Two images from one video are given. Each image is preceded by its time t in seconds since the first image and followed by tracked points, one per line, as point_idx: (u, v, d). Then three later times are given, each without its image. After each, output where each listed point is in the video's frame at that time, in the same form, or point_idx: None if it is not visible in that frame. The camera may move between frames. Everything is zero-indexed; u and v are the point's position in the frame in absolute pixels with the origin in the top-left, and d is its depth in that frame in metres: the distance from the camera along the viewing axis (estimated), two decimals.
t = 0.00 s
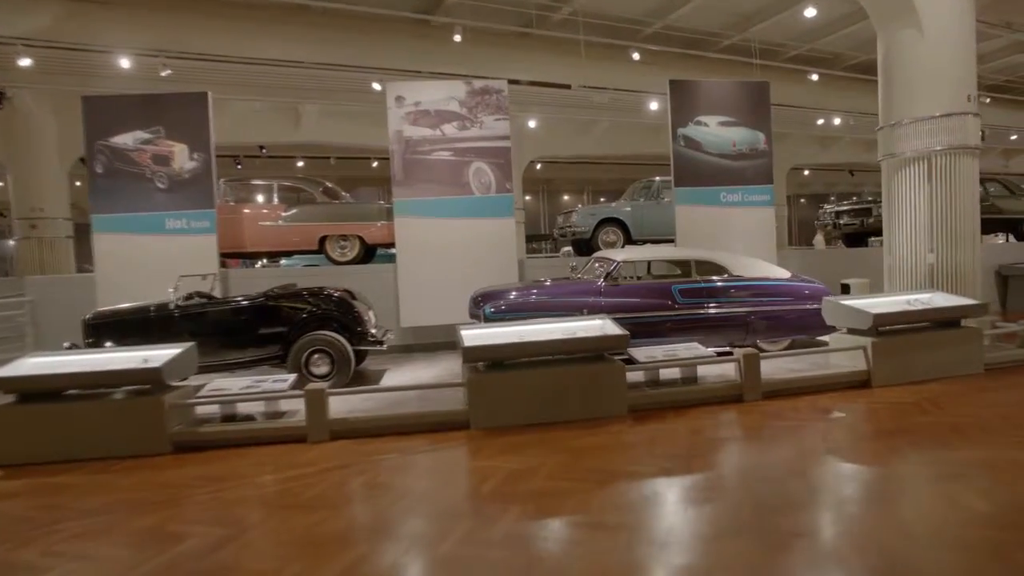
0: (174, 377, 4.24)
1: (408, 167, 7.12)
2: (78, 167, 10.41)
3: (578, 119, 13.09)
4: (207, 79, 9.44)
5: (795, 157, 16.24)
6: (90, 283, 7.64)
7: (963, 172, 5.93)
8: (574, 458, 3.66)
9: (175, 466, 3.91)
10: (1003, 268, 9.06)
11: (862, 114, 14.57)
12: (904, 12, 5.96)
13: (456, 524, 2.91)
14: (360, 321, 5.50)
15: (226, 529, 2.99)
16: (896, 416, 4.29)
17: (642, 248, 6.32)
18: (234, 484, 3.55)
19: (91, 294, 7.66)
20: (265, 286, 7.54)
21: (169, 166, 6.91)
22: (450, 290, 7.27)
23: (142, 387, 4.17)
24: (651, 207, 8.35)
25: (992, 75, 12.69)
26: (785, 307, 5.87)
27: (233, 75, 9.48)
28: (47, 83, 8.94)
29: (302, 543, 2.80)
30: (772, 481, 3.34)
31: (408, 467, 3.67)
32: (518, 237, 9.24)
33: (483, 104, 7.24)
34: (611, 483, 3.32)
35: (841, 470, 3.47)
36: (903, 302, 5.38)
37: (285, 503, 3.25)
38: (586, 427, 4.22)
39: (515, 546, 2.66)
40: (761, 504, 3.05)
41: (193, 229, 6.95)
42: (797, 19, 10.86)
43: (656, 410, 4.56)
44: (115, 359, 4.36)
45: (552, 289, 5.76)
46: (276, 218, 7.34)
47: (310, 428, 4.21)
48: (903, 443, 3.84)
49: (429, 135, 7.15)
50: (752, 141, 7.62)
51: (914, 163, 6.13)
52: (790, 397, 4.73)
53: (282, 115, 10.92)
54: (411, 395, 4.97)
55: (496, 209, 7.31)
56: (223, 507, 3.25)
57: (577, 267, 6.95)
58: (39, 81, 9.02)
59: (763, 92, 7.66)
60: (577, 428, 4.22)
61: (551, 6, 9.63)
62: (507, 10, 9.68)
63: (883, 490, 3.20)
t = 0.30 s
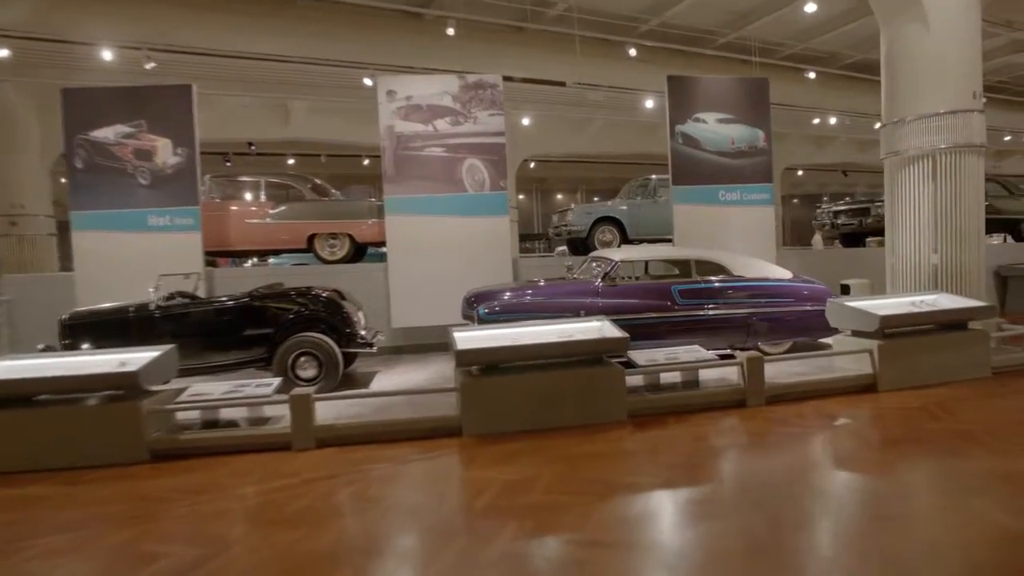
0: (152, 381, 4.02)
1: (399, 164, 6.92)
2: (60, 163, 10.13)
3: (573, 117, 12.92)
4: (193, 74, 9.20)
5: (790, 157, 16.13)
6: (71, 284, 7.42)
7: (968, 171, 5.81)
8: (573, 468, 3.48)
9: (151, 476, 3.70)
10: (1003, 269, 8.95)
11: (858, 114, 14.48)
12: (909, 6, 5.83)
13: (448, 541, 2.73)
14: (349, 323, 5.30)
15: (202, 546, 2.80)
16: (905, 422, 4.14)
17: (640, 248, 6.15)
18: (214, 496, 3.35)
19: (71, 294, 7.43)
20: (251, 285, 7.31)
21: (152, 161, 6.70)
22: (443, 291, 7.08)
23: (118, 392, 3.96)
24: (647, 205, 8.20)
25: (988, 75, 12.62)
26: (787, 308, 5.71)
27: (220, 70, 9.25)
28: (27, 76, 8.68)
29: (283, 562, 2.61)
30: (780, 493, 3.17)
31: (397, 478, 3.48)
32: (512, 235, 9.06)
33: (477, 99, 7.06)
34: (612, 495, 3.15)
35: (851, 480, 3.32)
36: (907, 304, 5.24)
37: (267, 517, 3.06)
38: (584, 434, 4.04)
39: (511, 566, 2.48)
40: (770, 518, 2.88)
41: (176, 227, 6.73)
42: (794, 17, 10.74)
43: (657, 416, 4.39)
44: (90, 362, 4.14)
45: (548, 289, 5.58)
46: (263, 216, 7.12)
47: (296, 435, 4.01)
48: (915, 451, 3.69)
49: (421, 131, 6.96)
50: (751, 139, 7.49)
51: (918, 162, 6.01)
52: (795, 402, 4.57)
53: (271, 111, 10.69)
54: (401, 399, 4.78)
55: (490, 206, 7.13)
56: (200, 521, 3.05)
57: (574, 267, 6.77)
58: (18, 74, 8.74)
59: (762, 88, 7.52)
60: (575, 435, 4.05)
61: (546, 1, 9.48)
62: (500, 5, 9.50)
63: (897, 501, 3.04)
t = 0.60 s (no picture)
0: (121, 386, 3.78)
1: (385, 158, 6.70)
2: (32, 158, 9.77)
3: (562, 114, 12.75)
4: (172, 66, 8.91)
5: (778, 156, 16.09)
6: (36, 284, 7.09)
7: (966, 168, 5.71)
8: (569, 477, 3.30)
9: (120, 487, 3.46)
10: (994, 268, 8.91)
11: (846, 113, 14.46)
12: None
13: (438, 559, 2.53)
14: (333, 323, 5.08)
15: (171, 565, 2.58)
16: (910, 425, 4.01)
17: (633, 245, 5.99)
18: (186, 509, 3.13)
19: (36, 295, 7.10)
20: (231, 284, 7.05)
21: (125, 154, 6.43)
22: (430, 289, 6.87)
23: (84, 397, 3.72)
24: (638, 203, 8.03)
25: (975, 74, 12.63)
26: (783, 308, 5.58)
27: (200, 62, 8.96)
28: None
29: None
30: (787, 502, 3.01)
31: (383, 488, 3.28)
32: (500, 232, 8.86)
33: (465, 93, 6.86)
34: (611, 506, 2.97)
35: (860, 488, 3.17)
36: (906, 305, 5.13)
37: (242, 533, 2.84)
38: (579, 440, 3.86)
39: None
40: (779, 531, 2.72)
41: (152, 223, 6.47)
42: (785, 14, 10.65)
43: (654, 420, 4.22)
44: (55, 365, 3.89)
45: (539, 288, 5.39)
46: (244, 212, 6.86)
47: (276, 442, 3.79)
48: (923, 456, 3.55)
49: (407, 125, 6.74)
50: (745, 135, 7.36)
51: (915, 159, 5.90)
52: (795, 405, 4.43)
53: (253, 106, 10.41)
54: (387, 403, 4.57)
55: (479, 203, 6.93)
56: (169, 538, 2.82)
57: (565, 266, 6.59)
58: None
59: (756, 84, 7.40)
60: (569, 441, 3.86)
61: None
62: None
63: (910, 512, 2.89)
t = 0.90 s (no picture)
0: (86, 392, 3.54)
1: (368, 153, 6.48)
2: None
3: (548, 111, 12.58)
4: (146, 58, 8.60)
5: (764, 154, 16.08)
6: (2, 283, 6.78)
7: (960, 165, 5.64)
8: (565, 487, 3.12)
9: (83, 501, 3.22)
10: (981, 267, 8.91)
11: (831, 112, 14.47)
12: None
13: None
14: (314, 324, 4.86)
15: None
16: (913, 428, 3.89)
17: (624, 243, 5.84)
18: (154, 526, 2.90)
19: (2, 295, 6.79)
20: (208, 283, 6.78)
21: (95, 147, 6.14)
22: (415, 288, 6.67)
23: (45, 405, 3.47)
24: (628, 200, 7.89)
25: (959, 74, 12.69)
26: (778, 307, 5.46)
27: (176, 55, 8.66)
28: None
29: None
30: (796, 512, 2.86)
31: (367, 501, 3.08)
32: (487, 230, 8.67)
33: (451, 86, 6.66)
34: (611, 519, 2.80)
35: (869, 494, 3.03)
36: (903, 304, 5.04)
37: (215, 553, 2.63)
38: (574, 446, 3.69)
39: None
40: (790, 543, 2.57)
41: (123, 219, 6.19)
42: (773, 12, 10.58)
43: (650, 424, 4.07)
44: (14, 370, 3.63)
45: (529, 287, 5.22)
46: (222, 209, 6.57)
47: (253, 451, 3.57)
48: (930, 461, 3.42)
49: (391, 118, 6.52)
50: (736, 132, 7.25)
51: (909, 156, 5.82)
52: (794, 407, 4.30)
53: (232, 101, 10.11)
54: (371, 408, 4.37)
55: (465, 199, 6.75)
56: (134, 560, 2.60)
57: (554, 264, 6.42)
58: None
59: (747, 80, 7.29)
60: (563, 447, 3.69)
61: None
62: None
63: (924, 520, 2.76)
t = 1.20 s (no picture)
0: (47, 399, 3.30)
1: (352, 146, 6.25)
2: None
3: (536, 106, 12.38)
4: (119, 48, 8.28)
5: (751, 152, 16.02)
6: None
7: (958, 161, 5.54)
8: (562, 498, 2.95)
9: (43, 517, 2.99)
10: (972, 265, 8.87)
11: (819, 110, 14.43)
12: None
13: None
14: (297, 324, 4.63)
15: None
16: (917, 431, 3.77)
17: (617, 240, 5.67)
18: (119, 545, 2.68)
19: None
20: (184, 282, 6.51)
21: (63, 139, 5.86)
22: (401, 286, 6.46)
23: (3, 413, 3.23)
24: (619, 196, 7.74)
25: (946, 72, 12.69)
26: (775, 306, 5.33)
27: (151, 45, 8.34)
28: None
29: None
30: (806, 522, 2.71)
31: (352, 515, 2.88)
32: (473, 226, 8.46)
33: (438, 77, 6.46)
34: (613, 534, 2.62)
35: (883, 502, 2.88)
36: (902, 303, 4.94)
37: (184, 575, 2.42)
38: (569, 453, 3.52)
39: None
40: (802, 557, 2.42)
41: (94, 214, 5.92)
42: (763, 8, 10.47)
43: (647, 429, 3.91)
44: None
45: (520, 286, 5.04)
46: (199, 204, 6.30)
47: (229, 461, 3.35)
48: (939, 465, 3.30)
49: (376, 111, 6.30)
50: (728, 127, 7.13)
51: (906, 152, 5.72)
52: (795, 410, 4.16)
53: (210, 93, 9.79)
54: (355, 413, 4.16)
55: (452, 194, 6.55)
56: None
57: (545, 262, 6.25)
58: None
59: (740, 75, 7.17)
60: (558, 454, 3.52)
61: None
62: None
63: (941, 530, 2.61)
